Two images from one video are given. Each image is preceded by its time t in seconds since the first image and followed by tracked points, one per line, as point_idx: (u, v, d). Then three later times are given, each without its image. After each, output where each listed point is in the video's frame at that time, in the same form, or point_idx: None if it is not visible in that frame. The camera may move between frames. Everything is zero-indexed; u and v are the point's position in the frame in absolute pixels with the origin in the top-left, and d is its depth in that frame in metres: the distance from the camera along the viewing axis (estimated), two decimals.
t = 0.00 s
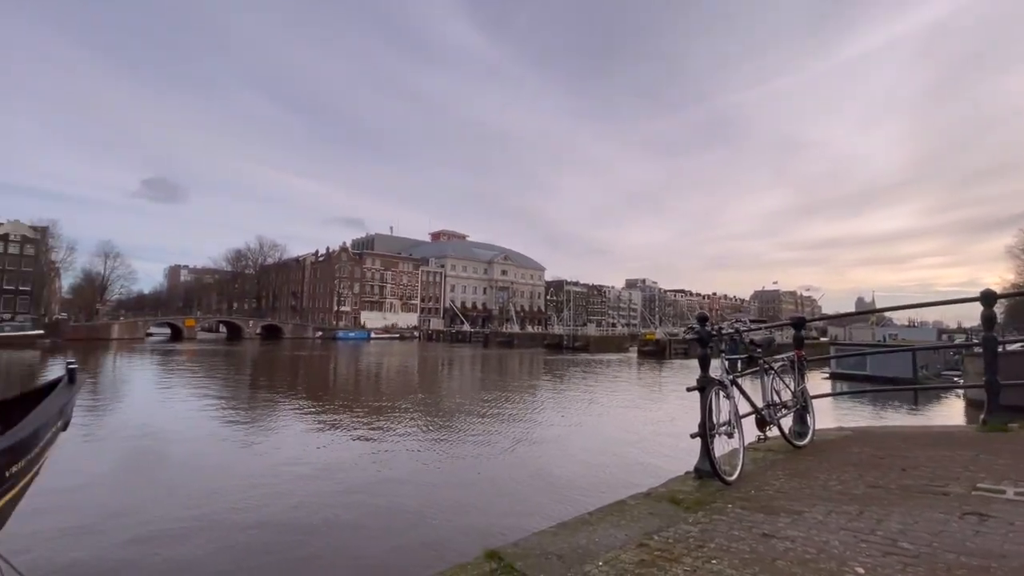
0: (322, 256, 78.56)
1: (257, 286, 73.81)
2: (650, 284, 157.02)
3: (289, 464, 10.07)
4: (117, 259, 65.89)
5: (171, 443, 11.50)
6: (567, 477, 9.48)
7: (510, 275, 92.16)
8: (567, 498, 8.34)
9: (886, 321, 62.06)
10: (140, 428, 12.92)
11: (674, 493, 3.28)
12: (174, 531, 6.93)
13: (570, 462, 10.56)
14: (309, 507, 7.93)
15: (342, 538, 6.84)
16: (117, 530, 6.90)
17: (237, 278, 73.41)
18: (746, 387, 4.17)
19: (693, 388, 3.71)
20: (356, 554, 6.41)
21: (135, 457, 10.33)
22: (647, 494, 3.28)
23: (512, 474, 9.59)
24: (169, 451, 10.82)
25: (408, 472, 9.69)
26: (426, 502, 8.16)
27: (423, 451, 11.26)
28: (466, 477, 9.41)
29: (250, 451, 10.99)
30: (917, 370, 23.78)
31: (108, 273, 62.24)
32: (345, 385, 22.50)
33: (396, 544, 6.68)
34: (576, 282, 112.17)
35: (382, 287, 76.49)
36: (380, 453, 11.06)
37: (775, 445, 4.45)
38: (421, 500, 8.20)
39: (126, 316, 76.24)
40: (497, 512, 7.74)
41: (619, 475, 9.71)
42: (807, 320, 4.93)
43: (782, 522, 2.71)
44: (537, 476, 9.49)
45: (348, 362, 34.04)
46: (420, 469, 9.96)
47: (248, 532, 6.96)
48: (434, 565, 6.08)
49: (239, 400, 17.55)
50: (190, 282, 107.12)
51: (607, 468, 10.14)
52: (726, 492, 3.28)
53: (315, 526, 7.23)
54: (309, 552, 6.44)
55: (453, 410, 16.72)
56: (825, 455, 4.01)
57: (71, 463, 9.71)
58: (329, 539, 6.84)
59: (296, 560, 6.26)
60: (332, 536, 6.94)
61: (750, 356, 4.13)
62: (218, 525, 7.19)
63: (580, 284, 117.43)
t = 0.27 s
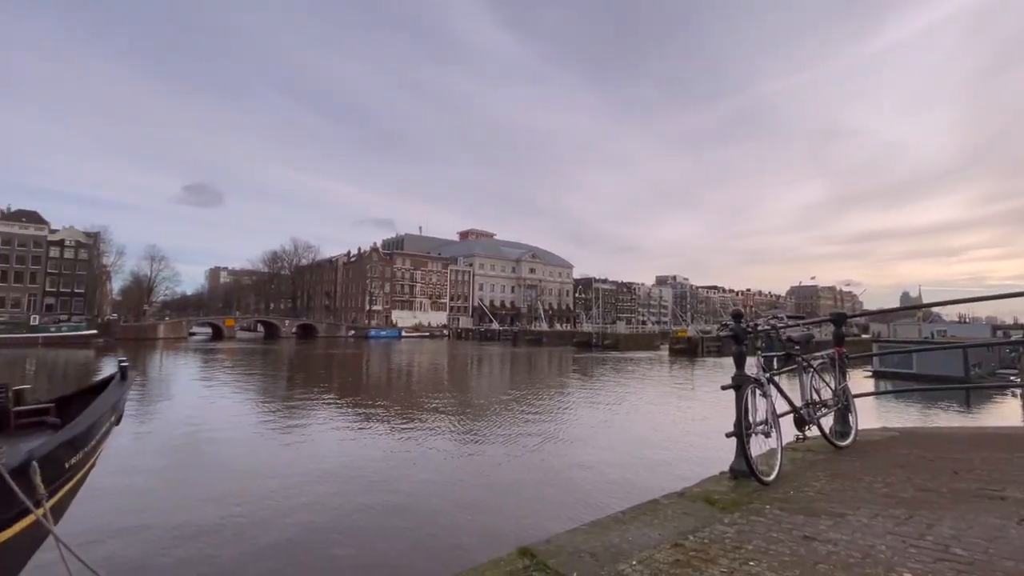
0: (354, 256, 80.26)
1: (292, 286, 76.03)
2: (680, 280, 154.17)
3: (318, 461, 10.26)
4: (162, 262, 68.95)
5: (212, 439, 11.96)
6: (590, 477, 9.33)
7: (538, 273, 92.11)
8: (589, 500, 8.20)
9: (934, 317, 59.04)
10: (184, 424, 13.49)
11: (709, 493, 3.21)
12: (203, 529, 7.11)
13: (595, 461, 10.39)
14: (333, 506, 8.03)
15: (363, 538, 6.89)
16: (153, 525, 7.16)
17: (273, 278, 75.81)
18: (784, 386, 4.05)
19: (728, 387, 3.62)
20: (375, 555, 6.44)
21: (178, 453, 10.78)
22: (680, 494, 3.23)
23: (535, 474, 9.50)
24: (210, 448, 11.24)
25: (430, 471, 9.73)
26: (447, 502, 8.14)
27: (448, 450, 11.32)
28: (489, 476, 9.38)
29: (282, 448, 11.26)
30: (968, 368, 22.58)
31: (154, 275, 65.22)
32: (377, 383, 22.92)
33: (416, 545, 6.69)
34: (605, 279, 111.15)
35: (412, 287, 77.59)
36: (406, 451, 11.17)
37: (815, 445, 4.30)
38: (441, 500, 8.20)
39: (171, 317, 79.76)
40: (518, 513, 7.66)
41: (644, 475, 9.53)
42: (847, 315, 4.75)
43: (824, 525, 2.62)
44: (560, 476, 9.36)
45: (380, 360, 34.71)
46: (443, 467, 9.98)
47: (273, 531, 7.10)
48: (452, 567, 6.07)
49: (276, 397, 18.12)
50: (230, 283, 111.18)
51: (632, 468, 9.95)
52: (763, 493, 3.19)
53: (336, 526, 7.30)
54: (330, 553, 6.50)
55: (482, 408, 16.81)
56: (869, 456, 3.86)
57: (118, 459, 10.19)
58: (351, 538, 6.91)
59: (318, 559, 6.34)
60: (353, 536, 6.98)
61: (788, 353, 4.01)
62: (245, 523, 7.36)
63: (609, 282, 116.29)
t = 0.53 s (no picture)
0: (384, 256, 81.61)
1: (326, 286, 77.93)
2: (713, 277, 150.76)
3: (347, 458, 10.39)
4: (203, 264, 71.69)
5: (250, 435, 12.37)
6: (618, 479, 9.11)
7: (566, 271, 91.71)
8: (616, 503, 7.99)
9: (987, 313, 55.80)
10: (224, 420, 13.99)
11: (746, 494, 3.14)
12: (234, 523, 7.27)
13: (623, 462, 10.15)
14: (358, 502, 8.09)
15: (385, 535, 6.90)
16: (192, 518, 7.40)
17: (307, 279, 77.87)
18: (824, 385, 3.92)
19: (765, 386, 3.53)
20: (397, 553, 6.43)
21: (219, 448, 11.17)
22: (715, 494, 3.17)
23: (561, 475, 9.34)
24: (249, 443, 11.62)
25: (456, 470, 9.70)
26: (471, 502, 8.08)
27: (476, 448, 11.30)
28: (514, 476, 9.28)
29: (314, 445, 11.48)
30: None
31: (196, 276, 67.88)
32: (407, 381, 23.25)
33: (439, 544, 6.66)
34: (634, 276, 109.72)
35: (441, 286, 78.41)
36: (433, 450, 11.19)
37: (858, 446, 4.15)
38: (465, 500, 8.14)
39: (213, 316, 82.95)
40: (542, 515, 7.52)
41: (675, 477, 9.26)
42: (892, 312, 4.55)
43: (870, 530, 2.52)
44: (586, 478, 9.18)
45: (410, 358, 35.21)
46: (469, 466, 9.94)
47: (300, 526, 7.19)
48: (474, 567, 6.00)
49: (311, 395, 18.61)
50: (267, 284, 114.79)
51: (662, 470, 9.69)
52: (804, 495, 3.10)
53: (361, 522, 7.34)
54: (353, 549, 6.53)
55: (510, 406, 16.84)
56: (916, 459, 3.70)
57: (165, 452, 10.67)
58: (375, 534, 6.93)
59: (341, 555, 6.36)
60: (376, 532, 6.99)
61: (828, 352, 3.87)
62: (273, 518, 7.48)
63: (639, 279, 114.73)
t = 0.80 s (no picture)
0: (413, 256, 82.71)
1: (357, 285, 79.55)
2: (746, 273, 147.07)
3: (378, 455, 10.55)
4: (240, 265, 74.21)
5: (288, 430, 12.79)
6: (647, 481, 8.93)
7: (594, 268, 91.02)
8: (644, 506, 7.82)
9: None
10: (264, 416, 14.50)
11: (784, 495, 3.05)
12: (266, 517, 7.46)
13: (653, 463, 9.94)
14: (386, 500, 8.17)
15: (415, 531, 7.02)
16: (232, 510, 7.71)
17: (339, 278, 79.67)
18: (867, 384, 3.77)
19: (804, 384, 3.42)
20: (421, 552, 6.46)
21: (258, 443, 11.59)
22: (752, 495, 3.09)
23: (588, 475, 9.21)
24: (286, 438, 12.01)
25: (482, 468, 9.71)
26: (495, 502, 8.05)
27: (504, 447, 11.30)
28: (540, 476, 9.21)
29: (346, 442, 11.72)
30: None
31: (235, 277, 70.34)
32: (438, 378, 23.55)
33: (463, 544, 6.65)
34: (664, 273, 107.98)
35: (469, 284, 78.94)
36: (462, 447, 11.26)
37: (906, 448, 3.97)
38: (490, 500, 8.11)
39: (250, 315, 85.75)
40: (567, 517, 7.42)
41: (706, 480, 9.01)
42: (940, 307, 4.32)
43: (920, 536, 2.42)
44: (614, 479, 9.01)
45: (439, 356, 35.60)
46: (496, 465, 9.93)
47: (329, 522, 7.31)
48: (498, 568, 5.97)
49: (346, 392, 19.11)
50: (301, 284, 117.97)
51: (693, 472, 9.44)
52: (847, 499, 2.99)
53: (388, 520, 7.40)
54: (379, 547, 6.60)
55: (540, 404, 16.86)
56: (968, 463, 3.52)
57: (206, 447, 11.10)
58: (400, 533, 6.98)
59: (366, 552, 6.42)
60: (402, 530, 7.05)
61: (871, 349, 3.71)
62: (307, 511, 7.69)
63: (669, 276, 112.86)
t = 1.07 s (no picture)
0: (440, 254, 83.49)
1: (386, 284, 80.87)
2: (781, 269, 142.78)
3: (406, 452, 10.72)
4: (275, 265, 76.47)
5: (321, 425, 13.16)
6: (675, 483, 8.74)
7: (621, 265, 90.04)
8: (670, 509, 7.65)
9: None
10: (299, 411, 14.96)
11: (824, 497, 2.96)
12: (296, 513, 7.63)
13: (681, 465, 9.73)
14: (412, 497, 8.26)
15: (441, 527, 7.15)
16: (269, 503, 7.99)
17: (369, 277, 81.15)
18: (912, 383, 3.62)
19: (844, 383, 3.30)
20: (446, 548, 6.57)
21: (293, 437, 11.98)
22: (790, 497, 3.01)
23: (614, 476, 9.08)
24: (320, 433, 12.39)
25: (508, 467, 9.70)
26: (518, 502, 8.01)
27: (531, 445, 11.26)
28: (565, 476, 9.14)
29: (376, 438, 11.92)
30: None
31: (269, 277, 72.56)
32: (466, 375, 23.78)
33: (486, 544, 6.65)
34: (694, 270, 105.86)
35: (496, 282, 79.19)
36: (488, 445, 11.28)
37: (954, 450, 3.80)
38: (514, 500, 8.08)
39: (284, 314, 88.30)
40: (591, 519, 7.33)
41: (737, 483, 8.76)
42: (993, 303, 4.11)
43: (971, 543, 2.31)
44: (640, 480, 8.86)
45: (467, 354, 35.89)
46: (522, 463, 9.91)
47: (356, 519, 7.42)
48: (519, 567, 5.99)
49: (377, 388, 19.53)
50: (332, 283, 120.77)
51: (723, 474, 9.20)
52: (891, 502, 2.88)
53: (413, 516, 7.51)
54: (403, 544, 6.65)
55: (568, 401, 16.83)
56: None
57: (245, 442, 11.49)
58: (424, 531, 7.02)
59: (393, 546, 6.59)
60: (426, 529, 7.09)
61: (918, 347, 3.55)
62: (339, 505, 7.92)
63: (699, 272, 110.56)
